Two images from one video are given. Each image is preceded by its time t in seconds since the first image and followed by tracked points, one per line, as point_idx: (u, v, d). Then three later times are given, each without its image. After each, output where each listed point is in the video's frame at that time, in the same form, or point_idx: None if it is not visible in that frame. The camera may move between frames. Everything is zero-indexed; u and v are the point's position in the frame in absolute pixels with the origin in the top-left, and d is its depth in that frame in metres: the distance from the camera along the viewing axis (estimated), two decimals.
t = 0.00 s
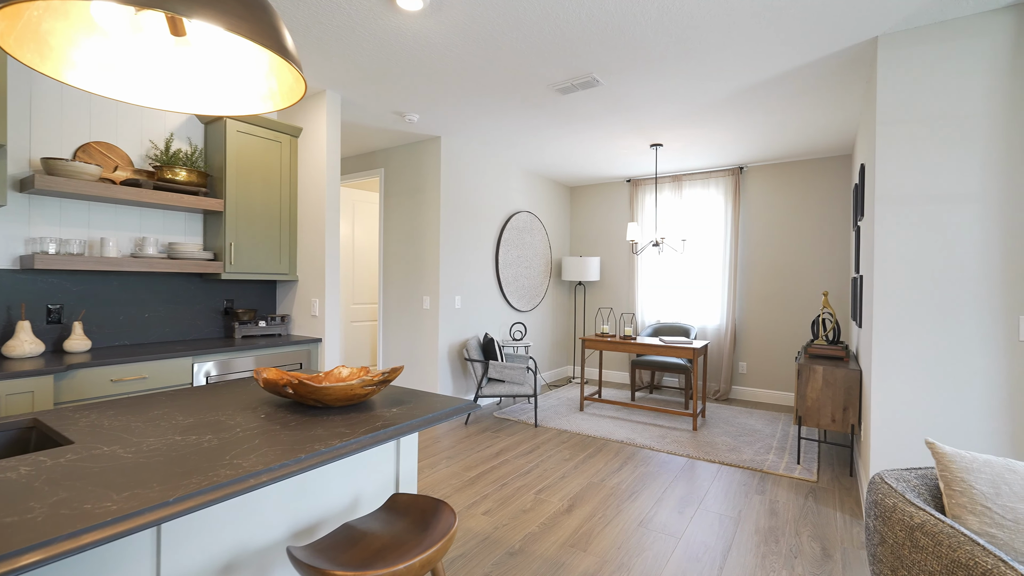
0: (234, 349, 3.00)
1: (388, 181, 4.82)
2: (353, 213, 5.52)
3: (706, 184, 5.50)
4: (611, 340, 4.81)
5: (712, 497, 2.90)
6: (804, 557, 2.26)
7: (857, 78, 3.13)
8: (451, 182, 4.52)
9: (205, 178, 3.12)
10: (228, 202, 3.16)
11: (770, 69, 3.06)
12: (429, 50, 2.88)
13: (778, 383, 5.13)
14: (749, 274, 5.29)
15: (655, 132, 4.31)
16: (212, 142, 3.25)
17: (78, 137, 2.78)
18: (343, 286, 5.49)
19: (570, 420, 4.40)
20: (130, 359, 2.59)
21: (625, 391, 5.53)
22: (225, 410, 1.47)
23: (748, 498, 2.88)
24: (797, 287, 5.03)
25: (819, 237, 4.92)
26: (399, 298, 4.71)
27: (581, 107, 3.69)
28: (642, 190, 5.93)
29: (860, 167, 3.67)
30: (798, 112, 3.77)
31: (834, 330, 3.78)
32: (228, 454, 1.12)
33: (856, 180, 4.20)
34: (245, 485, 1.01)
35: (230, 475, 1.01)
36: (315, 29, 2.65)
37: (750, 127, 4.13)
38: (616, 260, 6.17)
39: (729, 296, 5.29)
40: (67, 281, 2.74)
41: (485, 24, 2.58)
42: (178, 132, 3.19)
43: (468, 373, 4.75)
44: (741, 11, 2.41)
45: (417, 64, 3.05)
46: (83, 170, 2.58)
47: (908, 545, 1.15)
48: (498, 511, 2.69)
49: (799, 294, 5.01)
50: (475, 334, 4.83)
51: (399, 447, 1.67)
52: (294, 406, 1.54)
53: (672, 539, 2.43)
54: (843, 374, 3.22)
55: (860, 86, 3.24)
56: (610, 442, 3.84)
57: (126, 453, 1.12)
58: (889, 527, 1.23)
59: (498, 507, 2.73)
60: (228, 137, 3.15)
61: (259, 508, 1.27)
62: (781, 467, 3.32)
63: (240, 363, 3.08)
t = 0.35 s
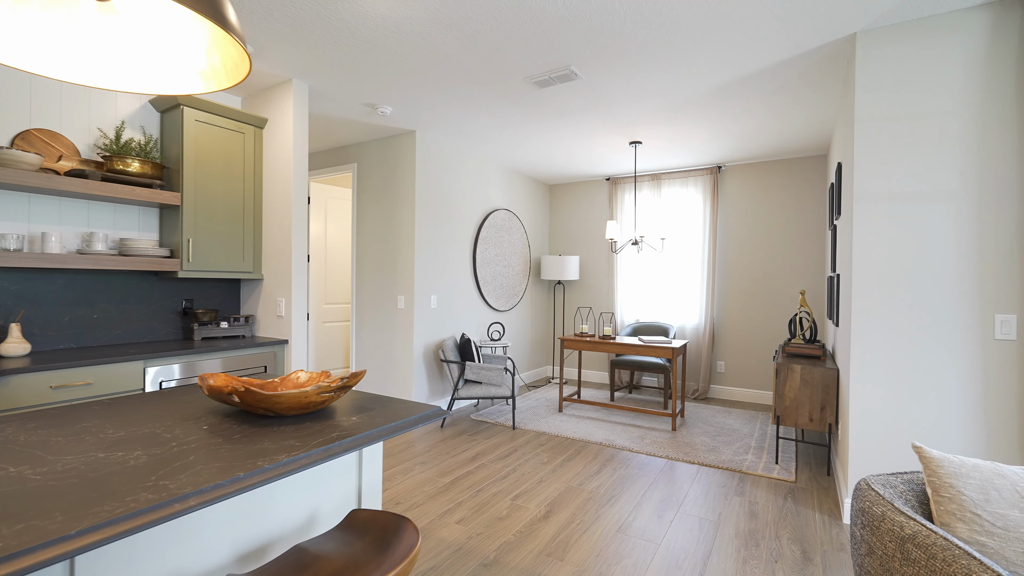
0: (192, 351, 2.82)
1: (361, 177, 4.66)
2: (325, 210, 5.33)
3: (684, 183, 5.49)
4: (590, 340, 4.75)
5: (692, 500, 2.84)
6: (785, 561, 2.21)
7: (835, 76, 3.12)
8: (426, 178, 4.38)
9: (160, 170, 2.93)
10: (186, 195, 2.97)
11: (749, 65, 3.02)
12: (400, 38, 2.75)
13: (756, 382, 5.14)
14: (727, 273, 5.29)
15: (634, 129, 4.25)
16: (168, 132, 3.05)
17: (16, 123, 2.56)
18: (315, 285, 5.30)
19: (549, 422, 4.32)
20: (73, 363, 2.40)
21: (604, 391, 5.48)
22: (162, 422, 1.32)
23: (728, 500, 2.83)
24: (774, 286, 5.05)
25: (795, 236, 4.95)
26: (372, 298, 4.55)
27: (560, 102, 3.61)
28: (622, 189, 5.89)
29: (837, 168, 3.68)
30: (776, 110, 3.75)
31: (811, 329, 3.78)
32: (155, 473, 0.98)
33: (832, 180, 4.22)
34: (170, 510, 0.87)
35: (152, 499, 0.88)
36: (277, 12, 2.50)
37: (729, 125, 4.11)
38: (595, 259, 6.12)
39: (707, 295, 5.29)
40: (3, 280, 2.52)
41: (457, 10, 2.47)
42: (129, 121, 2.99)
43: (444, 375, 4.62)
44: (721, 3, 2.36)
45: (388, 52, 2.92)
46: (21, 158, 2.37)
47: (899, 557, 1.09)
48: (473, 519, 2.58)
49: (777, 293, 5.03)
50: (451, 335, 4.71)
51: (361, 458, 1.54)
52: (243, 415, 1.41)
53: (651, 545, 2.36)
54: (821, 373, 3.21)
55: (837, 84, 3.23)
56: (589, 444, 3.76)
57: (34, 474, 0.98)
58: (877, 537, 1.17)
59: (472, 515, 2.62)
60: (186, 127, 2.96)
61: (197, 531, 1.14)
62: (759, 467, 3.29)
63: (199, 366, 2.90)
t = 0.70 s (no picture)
0: (154, 355, 2.65)
1: (340, 172, 4.49)
2: (303, 206, 5.16)
3: (672, 180, 5.42)
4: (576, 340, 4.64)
5: (680, 506, 2.75)
6: (777, 571, 2.12)
7: (824, 69, 3.05)
8: (407, 174, 4.24)
9: (118, 162, 2.75)
10: (146, 188, 2.79)
11: (739, 57, 2.94)
12: (375, 24, 2.61)
13: (744, 382, 5.08)
14: (715, 271, 5.23)
15: (620, 124, 4.16)
16: (128, 121, 2.87)
17: None
18: (292, 285, 5.12)
19: (534, 424, 4.20)
20: (19, 368, 2.22)
21: (591, 392, 5.38)
22: (91, 437, 1.17)
23: (717, 505, 2.74)
24: (762, 285, 4.99)
25: (782, 235, 4.90)
26: (352, 298, 4.39)
27: (545, 94, 3.50)
28: (609, 186, 5.79)
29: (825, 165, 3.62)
30: (765, 105, 3.68)
31: (800, 328, 3.71)
32: (61, 502, 0.84)
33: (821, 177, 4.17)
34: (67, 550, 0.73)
35: (46, 537, 0.74)
36: None
37: (716, 121, 4.04)
38: (582, 257, 6.02)
39: (695, 293, 5.22)
40: None
41: None
42: (85, 109, 2.80)
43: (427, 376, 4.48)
44: None
45: (363, 39, 2.77)
46: None
47: None
48: (452, 530, 2.45)
49: (765, 291, 4.97)
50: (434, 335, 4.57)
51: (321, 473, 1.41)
52: (185, 428, 1.26)
53: (639, 555, 2.26)
54: (810, 373, 3.14)
55: (826, 77, 3.17)
56: (575, 448, 3.65)
57: None
58: (883, 557, 1.07)
59: (452, 525, 2.49)
60: (146, 116, 2.78)
61: (121, 563, 1.00)
62: (748, 470, 3.21)
63: (166, 369, 2.73)
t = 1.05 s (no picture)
0: (126, 356, 2.52)
1: (326, 167, 4.36)
2: (289, 203, 5.03)
3: (667, 177, 5.33)
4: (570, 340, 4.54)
5: (675, 512, 2.65)
6: None
7: (825, 59, 2.96)
8: (395, 169, 4.11)
9: (87, 153, 2.61)
10: (117, 181, 2.66)
11: (736, 46, 2.84)
12: (357, 9, 2.48)
13: (740, 382, 5.00)
14: (711, 270, 5.14)
15: (614, 118, 4.06)
16: (98, 111, 2.73)
17: None
18: (278, 284, 4.98)
19: (526, 426, 4.09)
20: None
21: (585, 392, 5.27)
22: (20, 450, 1.05)
23: (714, 512, 2.64)
24: (759, 284, 4.90)
25: (779, 232, 4.82)
26: (338, 297, 4.27)
27: (537, 85, 3.39)
28: (603, 183, 5.69)
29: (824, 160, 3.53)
30: (762, 98, 3.59)
31: (798, 327, 3.62)
32: None
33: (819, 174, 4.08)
34: None
35: None
36: None
37: (713, 114, 3.94)
38: (576, 255, 5.92)
39: (690, 292, 5.13)
40: None
41: None
42: (51, 97, 2.66)
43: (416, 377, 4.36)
44: None
45: (345, 26, 2.65)
46: None
47: None
48: (437, 539, 2.33)
49: (761, 290, 4.89)
50: (423, 335, 4.45)
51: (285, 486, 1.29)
52: (130, 438, 1.14)
53: (633, 565, 2.15)
54: (809, 373, 3.05)
55: (826, 68, 3.07)
56: (567, 451, 3.54)
57: None
58: None
59: (437, 535, 2.38)
60: (117, 105, 2.65)
61: None
62: (746, 474, 3.11)
63: (149, 370, 2.63)
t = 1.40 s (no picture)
0: (99, 358, 2.39)
1: (315, 162, 4.24)
2: (278, 200, 4.91)
3: (666, 173, 5.20)
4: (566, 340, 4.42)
5: (675, 521, 2.53)
6: None
7: (830, 47, 2.83)
8: (385, 163, 3.99)
9: (56, 144, 2.49)
10: (88, 174, 2.53)
11: (738, 34, 2.71)
12: None
13: (741, 383, 4.87)
14: (711, 268, 5.01)
15: (612, 111, 3.93)
16: (69, 100, 2.61)
17: None
18: (267, 282, 4.86)
19: (521, 429, 3.97)
20: None
21: (582, 394, 5.15)
22: None
23: (715, 521, 2.52)
24: (761, 282, 4.78)
25: (781, 229, 4.70)
26: (327, 296, 4.14)
27: (530, 74, 3.26)
28: (601, 179, 5.57)
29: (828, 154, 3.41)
30: (764, 89, 3.47)
31: (801, 327, 3.50)
32: None
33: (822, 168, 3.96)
34: None
35: None
36: None
37: (713, 107, 3.82)
38: (573, 253, 5.80)
39: (690, 291, 5.00)
40: None
41: None
42: (19, 86, 2.54)
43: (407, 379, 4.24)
44: None
45: (328, 11, 2.52)
46: None
47: None
48: (423, 551, 2.21)
49: (763, 289, 4.76)
50: (415, 335, 4.32)
51: (243, 504, 1.17)
52: (62, 453, 1.02)
53: None
54: (814, 375, 2.93)
55: (831, 56, 2.95)
56: (562, 455, 3.42)
57: None
58: None
59: (424, 546, 2.26)
60: (87, 94, 2.52)
61: None
62: (748, 480, 2.98)
63: (137, 370, 2.55)
